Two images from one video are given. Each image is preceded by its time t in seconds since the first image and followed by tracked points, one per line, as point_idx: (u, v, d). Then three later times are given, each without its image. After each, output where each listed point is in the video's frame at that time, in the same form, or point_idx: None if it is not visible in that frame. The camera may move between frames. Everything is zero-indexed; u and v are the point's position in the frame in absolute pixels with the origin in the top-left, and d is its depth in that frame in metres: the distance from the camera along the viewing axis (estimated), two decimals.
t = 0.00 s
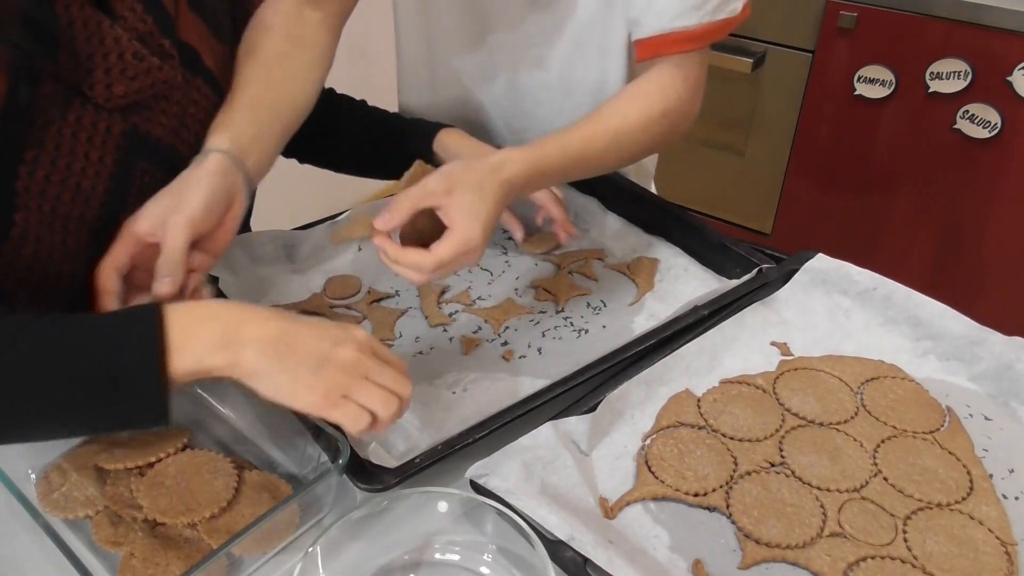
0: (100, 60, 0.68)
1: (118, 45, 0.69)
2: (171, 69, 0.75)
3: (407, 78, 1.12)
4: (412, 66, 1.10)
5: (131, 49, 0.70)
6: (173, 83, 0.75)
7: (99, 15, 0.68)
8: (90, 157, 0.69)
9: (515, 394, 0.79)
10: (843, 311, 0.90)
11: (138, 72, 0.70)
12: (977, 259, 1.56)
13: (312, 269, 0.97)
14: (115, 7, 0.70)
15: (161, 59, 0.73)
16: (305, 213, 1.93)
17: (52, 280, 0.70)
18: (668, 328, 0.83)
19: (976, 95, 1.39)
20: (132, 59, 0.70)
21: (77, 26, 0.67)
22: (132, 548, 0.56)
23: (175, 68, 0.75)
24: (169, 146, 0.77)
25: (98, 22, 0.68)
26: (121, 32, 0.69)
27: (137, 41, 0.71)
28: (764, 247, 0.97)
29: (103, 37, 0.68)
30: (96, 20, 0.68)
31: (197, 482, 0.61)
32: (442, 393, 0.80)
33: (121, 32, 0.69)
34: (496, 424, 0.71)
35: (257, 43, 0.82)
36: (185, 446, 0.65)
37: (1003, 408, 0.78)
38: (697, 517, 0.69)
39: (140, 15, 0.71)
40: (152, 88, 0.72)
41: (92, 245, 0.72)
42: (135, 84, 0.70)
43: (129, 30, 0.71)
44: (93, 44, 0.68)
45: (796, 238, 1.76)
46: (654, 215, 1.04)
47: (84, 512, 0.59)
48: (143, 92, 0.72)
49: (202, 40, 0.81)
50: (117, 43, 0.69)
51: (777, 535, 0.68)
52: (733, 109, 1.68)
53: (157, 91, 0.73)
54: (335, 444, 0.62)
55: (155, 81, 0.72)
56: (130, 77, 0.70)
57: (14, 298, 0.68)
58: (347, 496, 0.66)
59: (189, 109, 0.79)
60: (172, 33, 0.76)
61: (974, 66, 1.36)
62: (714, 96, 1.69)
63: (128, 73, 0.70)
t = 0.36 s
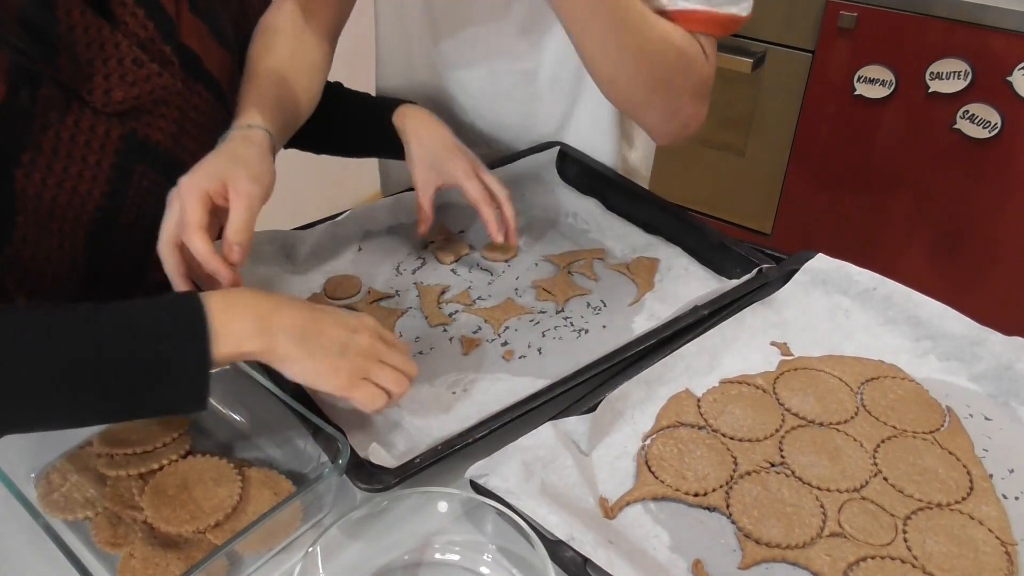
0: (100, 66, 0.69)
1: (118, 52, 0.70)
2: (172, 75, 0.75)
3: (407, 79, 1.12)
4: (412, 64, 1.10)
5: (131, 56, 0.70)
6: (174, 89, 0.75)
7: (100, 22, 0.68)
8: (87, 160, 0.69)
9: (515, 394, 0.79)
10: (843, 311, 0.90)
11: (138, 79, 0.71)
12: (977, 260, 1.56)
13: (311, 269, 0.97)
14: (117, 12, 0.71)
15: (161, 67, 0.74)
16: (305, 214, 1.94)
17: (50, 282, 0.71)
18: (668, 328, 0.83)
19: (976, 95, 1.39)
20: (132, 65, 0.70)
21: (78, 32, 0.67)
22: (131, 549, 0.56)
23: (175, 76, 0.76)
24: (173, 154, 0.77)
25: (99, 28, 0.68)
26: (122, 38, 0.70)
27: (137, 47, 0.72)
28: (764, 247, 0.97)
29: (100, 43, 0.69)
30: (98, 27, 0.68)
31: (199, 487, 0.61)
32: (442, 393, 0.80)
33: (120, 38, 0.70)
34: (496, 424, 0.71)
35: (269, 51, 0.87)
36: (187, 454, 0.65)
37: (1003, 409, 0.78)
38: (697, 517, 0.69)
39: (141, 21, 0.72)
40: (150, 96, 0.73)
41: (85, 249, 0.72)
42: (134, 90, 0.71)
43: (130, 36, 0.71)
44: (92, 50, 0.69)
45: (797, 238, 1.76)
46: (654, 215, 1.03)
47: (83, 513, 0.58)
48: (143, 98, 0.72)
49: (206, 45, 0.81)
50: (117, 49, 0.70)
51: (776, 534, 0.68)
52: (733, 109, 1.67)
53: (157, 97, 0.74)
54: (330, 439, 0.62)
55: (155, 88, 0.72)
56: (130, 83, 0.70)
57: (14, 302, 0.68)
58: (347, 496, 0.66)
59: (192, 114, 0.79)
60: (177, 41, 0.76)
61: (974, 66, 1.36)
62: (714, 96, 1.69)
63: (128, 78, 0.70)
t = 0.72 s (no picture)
0: (112, 66, 0.68)
1: (129, 50, 0.68)
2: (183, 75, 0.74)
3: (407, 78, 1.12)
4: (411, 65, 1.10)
5: (143, 55, 0.69)
6: (186, 89, 0.74)
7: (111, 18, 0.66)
8: (102, 160, 0.69)
9: (515, 394, 0.79)
10: (843, 311, 0.90)
11: (150, 78, 0.70)
12: (977, 260, 1.56)
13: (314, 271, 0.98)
14: (127, 10, 0.69)
15: (172, 65, 0.73)
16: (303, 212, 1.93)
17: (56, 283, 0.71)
18: (668, 329, 0.84)
19: (976, 95, 1.39)
20: (144, 63, 0.69)
21: (89, 31, 0.65)
22: (132, 549, 0.56)
23: (186, 74, 0.74)
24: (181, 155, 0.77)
25: (109, 26, 0.66)
26: (132, 36, 0.68)
27: (149, 46, 0.70)
28: (764, 247, 0.97)
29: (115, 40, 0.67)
30: (110, 24, 0.66)
31: (200, 487, 0.61)
32: (442, 393, 0.80)
33: (132, 37, 0.68)
34: (496, 424, 0.71)
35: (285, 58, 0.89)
36: (187, 454, 0.65)
37: (1003, 409, 0.78)
38: (697, 517, 0.69)
39: (152, 18, 0.70)
40: (164, 94, 0.72)
41: (96, 251, 0.72)
42: (146, 90, 0.70)
43: (140, 34, 0.70)
44: (105, 52, 0.67)
45: (796, 238, 1.77)
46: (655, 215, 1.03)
47: (84, 514, 0.58)
48: (155, 98, 0.71)
49: (220, 46, 0.80)
50: (129, 48, 0.68)
51: (777, 535, 0.68)
52: (733, 110, 1.68)
53: (168, 97, 0.73)
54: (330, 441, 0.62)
55: (166, 87, 0.71)
56: (142, 82, 0.70)
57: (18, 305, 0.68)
58: (346, 496, 0.66)
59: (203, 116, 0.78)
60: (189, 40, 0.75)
61: (974, 66, 1.36)
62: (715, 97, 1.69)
63: (139, 78, 0.69)
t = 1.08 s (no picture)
0: (97, 61, 0.66)
1: (115, 45, 0.66)
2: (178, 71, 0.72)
3: (409, 76, 1.12)
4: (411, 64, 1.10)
5: (131, 49, 0.67)
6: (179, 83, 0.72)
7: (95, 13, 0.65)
8: (95, 162, 0.69)
9: (516, 394, 0.79)
10: (843, 311, 0.90)
11: (138, 72, 0.68)
12: (975, 260, 1.56)
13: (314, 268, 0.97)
14: (118, 6, 0.67)
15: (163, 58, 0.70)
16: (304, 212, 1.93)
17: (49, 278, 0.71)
18: (668, 329, 0.84)
19: (976, 96, 1.39)
20: (131, 58, 0.67)
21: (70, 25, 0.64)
22: (132, 548, 0.56)
23: (180, 69, 0.72)
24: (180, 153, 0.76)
25: (94, 21, 0.65)
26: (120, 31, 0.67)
27: (141, 40, 0.69)
28: (763, 247, 0.97)
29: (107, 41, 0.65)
30: (95, 19, 0.65)
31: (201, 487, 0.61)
32: (442, 393, 0.80)
33: (120, 31, 0.66)
34: (496, 424, 0.71)
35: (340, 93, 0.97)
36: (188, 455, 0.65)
37: (1003, 408, 0.78)
38: (696, 517, 0.69)
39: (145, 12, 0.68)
40: (154, 88, 0.70)
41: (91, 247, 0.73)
42: (136, 85, 0.68)
43: (133, 29, 0.68)
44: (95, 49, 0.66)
45: (796, 238, 1.77)
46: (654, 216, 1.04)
47: (83, 514, 0.59)
48: (146, 93, 0.70)
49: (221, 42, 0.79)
50: (116, 42, 0.66)
51: (777, 535, 0.68)
52: (733, 110, 1.68)
53: (162, 92, 0.71)
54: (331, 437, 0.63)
55: (158, 81, 0.70)
56: (131, 77, 0.68)
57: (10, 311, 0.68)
58: (347, 495, 0.66)
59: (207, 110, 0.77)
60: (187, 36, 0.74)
61: (974, 66, 1.36)
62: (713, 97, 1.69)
63: (127, 72, 0.68)
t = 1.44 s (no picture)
0: (60, 68, 0.65)
1: (80, 53, 0.66)
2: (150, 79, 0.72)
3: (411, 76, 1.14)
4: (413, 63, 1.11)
5: (97, 57, 0.67)
6: (149, 91, 0.72)
7: (59, 20, 0.64)
8: (60, 168, 0.69)
9: (516, 395, 0.79)
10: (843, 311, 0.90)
11: (104, 80, 0.68)
12: (975, 260, 1.56)
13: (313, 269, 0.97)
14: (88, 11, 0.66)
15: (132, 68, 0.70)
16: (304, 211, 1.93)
17: (12, 287, 0.70)
18: (668, 329, 0.84)
19: (976, 95, 1.39)
20: (96, 66, 0.67)
21: (34, 34, 0.63)
22: (132, 548, 0.57)
23: (151, 77, 0.72)
24: (153, 161, 0.76)
25: (57, 28, 0.64)
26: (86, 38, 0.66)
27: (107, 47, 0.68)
28: (763, 247, 0.97)
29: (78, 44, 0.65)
30: (59, 27, 0.64)
31: (207, 489, 0.60)
32: (442, 393, 0.80)
33: (85, 38, 0.66)
34: (496, 424, 0.71)
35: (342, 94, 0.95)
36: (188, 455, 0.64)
37: (1003, 408, 0.78)
38: (697, 517, 0.69)
39: (114, 20, 0.67)
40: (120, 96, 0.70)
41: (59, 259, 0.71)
42: (101, 92, 0.68)
43: (101, 36, 0.67)
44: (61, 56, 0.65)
45: (796, 238, 1.77)
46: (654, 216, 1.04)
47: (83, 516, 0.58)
48: (113, 100, 0.69)
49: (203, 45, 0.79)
50: (80, 49, 0.65)
51: (777, 535, 0.68)
52: (734, 110, 1.68)
53: (128, 100, 0.71)
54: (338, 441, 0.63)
55: (124, 89, 0.69)
56: (96, 85, 0.67)
57: None
58: (347, 496, 0.66)
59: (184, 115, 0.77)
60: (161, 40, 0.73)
61: (974, 66, 1.36)
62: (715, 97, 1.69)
63: (93, 80, 0.67)
